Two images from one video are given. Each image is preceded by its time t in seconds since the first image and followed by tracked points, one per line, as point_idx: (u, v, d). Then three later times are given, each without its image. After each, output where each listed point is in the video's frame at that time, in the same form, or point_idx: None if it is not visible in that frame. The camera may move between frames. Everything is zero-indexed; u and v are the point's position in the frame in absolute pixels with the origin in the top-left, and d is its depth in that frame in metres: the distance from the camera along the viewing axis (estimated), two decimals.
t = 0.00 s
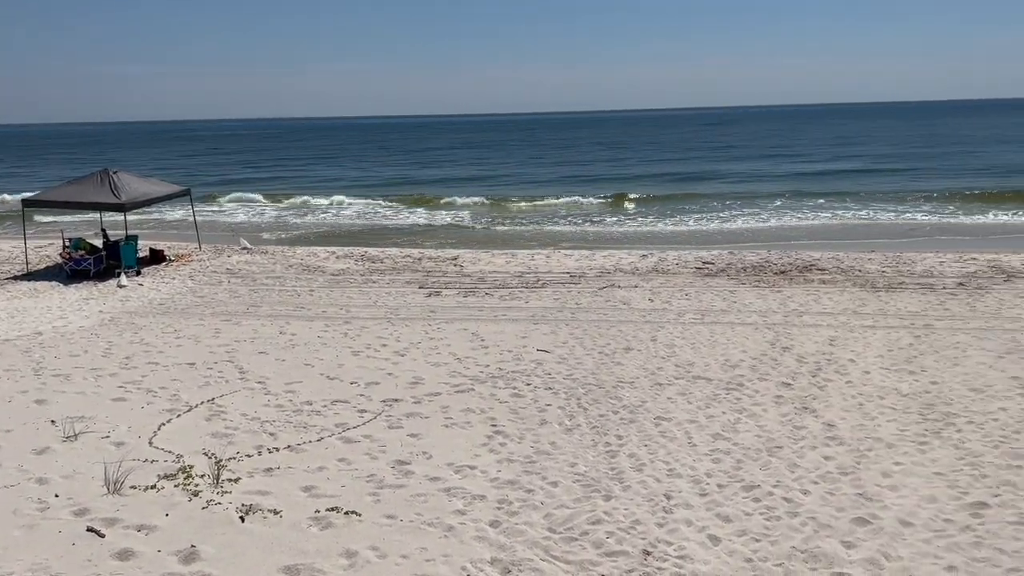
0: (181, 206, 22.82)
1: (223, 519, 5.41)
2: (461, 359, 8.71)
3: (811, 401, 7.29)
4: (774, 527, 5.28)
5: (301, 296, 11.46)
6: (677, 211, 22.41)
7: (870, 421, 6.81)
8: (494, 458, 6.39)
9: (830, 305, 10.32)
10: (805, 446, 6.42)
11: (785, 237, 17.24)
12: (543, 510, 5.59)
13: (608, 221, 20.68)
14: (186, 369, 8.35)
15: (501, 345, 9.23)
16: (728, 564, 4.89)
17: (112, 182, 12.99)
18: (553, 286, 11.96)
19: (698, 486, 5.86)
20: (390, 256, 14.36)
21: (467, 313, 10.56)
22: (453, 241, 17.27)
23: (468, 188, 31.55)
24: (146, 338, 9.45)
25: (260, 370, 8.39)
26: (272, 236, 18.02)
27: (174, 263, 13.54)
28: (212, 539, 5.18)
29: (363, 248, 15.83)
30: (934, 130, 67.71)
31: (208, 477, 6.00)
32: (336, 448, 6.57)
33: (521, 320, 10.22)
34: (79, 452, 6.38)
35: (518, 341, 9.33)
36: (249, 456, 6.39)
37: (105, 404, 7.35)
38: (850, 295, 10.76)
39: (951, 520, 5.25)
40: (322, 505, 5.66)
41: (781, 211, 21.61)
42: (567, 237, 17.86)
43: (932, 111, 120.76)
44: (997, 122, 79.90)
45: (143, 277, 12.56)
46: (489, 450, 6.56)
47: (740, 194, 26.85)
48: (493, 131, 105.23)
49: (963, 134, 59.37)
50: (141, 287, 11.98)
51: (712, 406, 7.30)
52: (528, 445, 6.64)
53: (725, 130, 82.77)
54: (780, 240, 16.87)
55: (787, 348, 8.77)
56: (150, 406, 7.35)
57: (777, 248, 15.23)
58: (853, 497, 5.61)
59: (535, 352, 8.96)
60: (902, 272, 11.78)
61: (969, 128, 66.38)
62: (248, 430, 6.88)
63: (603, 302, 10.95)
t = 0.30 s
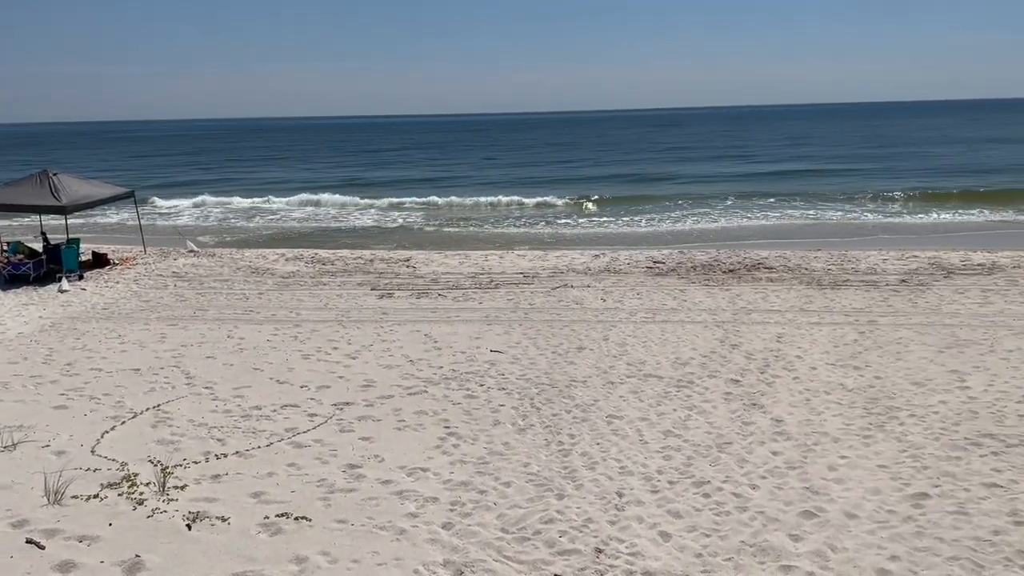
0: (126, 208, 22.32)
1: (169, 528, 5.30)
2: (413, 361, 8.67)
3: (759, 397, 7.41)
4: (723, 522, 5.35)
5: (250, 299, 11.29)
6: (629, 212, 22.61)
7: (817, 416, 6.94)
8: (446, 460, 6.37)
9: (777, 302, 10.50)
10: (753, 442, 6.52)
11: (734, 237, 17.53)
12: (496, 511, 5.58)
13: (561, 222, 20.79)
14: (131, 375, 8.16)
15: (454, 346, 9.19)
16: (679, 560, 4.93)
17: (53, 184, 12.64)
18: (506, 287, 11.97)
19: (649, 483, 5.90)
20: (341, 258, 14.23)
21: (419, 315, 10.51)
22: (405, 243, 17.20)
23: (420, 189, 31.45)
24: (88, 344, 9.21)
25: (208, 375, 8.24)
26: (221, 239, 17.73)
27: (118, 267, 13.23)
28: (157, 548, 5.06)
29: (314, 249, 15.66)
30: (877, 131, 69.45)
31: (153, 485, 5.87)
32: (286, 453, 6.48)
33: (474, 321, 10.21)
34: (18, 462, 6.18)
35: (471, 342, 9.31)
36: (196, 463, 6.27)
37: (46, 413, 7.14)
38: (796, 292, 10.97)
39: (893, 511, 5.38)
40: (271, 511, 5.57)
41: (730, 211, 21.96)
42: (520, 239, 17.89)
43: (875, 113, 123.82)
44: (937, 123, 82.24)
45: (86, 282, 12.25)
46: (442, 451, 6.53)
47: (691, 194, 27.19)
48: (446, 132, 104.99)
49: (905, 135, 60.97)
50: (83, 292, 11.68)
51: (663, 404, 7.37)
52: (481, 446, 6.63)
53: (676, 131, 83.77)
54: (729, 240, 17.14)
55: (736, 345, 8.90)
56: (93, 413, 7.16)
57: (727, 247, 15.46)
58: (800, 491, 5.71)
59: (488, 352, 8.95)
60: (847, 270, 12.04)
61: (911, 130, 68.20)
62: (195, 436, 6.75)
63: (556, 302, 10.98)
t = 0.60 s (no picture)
0: (67, 212, 21.75)
1: (111, 538, 5.17)
2: (364, 364, 8.59)
3: (708, 395, 7.51)
4: (673, 519, 5.40)
5: (197, 304, 11.09)
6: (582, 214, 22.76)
7: (763, 412, 7.06)
8: (397, 464, 6.33)
9: (726, 301, 10.66)
10: (702, 439, 6.60)
11: (684, 237, 17.75)
12: (447, 513, 5.56)
13: (513, 223, 20.82)
14: (72, 383, 7.95)
15: (405, 348, 9.14)
16: (629, 557, 4.97)
17: None
18: (458, 288, 11.94)
19: (600, 481, 5.94)
20: (290, 261, 14.06)
21: (370, 317, 10.43)
22: (356, 245, 17.06)
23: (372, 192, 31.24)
24: (27, 351, 8.95)
25: (153, 381, 8.06)
26: (166, 242, 17.39)
27: (59, 272, 12.88)
28: (100, 559, 4.94)
29: (262, 252, 15.45)
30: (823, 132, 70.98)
31: (95, 495, 5.72)
32: (234, 459, 6.37)
33: (426, 323, 10.16)
34: None
35: (423, 345, 9.26)
36: (140, 471, 6.13)
37: None
38: (744, 291, 11.14)
39: (837, 504, 5.49)
40: (218, 518, 5.48)
41: (680, 212, 22.23)
42: (473, 241, 17.88)
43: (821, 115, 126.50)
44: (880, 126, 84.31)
45: (24, 287, 11.91)
46: (393, 455, 6.48)
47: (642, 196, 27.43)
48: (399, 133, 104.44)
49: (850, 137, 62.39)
50: (22, 297, 11.35)
51: (614, 403, 7.43)
52: (432, 448, 6.60)
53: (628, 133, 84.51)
54: (679, 240, 17.35)
55: (685, 344, 9.01)
56: (32, 423, 6.95)
57: (676, 248, 15.65)
58: (747, 486, 5.80)
59: (440, 354, 8.92)
60: (793, 268, 12.27)
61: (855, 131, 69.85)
62: (139, 444, 6.60)
63: (508, 303, 10.99)
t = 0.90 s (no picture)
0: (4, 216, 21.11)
1: (50, 551, 5.03)
2: (314, 369, 8.49)
3: (657, 393, 7.58)
4: (622, 517, 5.44)
5: (141, 309, 10.85)
6: (533, 216, 22.82)
7: (712, 410, 7.16)
8: (347, 469, 6.26)
9: (675, 301, 10.78)
10: (652, 437, 6.67)
11: (634, 238, 17.93)
12: (398, 517, 5.52)
13: (465, 226, 20.80)
14: (10, 392, 7.71)
15: (356, 352, 9.06)
16: (579, 556, 5.00)
17: None
18: (409, 290, 11.88)
19: (551, 482, 5.96)
20: (238, 264, 13.84)
21: (320, 321, 10.31)
22: (305, 248, 16.88)
23: (322, 194, 30.96)
24: None
25: (94, 389, 7.86)
26: (108, 247, 16.99)
27: None
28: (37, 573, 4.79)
29: (209, 256, 15.19)
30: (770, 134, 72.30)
31: (33, 507, 5.56)
32: (179, 467, 6.25)
33: (377, 326, 10.08)
34: None
35: (374, 348, 9.19)
36: (81, 481, 5.97)
37: None
38: (693, 291, 11.28)
39: (782, 499, 5.59)
40: (162, 528, 5.36)
41: (631, 214, 22.44)
42: (425, 243, 17.81)
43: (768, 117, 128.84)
44: (826, 128, 86.20)
45: None
46: (343, 460, 6.42)
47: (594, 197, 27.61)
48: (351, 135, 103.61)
49: (796, 138, 63.62)
50: None
51: (565, 403, 7.46)
52: (383, 452, 6.55)
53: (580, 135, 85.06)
54: (629, 242, 17.51)
55: (635, 344, 9.09)
56: None
57: (627, 248, 15.78)
58: (695, 484, 5.87)
59: (391, 357, 8.86)
60: (740, 268, 12.47)
61: (801, 133, 71.27)
62: (80, 454, 6.43)
63: (459, 305, 10.96)
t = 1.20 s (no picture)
0: None
1: None
2: (263, 374, 8.36)
3: (609, 393, 7.63)
4: (574, 518, 5.46)
5: (83, 315, 10.57)
6: (487, 218, 22.84)
7: (663, 409, 7.23)
8: (297, 475, 6.18)
9: (627, 302, 10.86)
10: (604, 437, 6.71)
11: (586, 240, 18.05)
12: (349, 522, 5.47)
13: (417, 229, 20.73)
14: None
15: (306, 357, 8.95)
16: (531, 558, 5.00)
17: None
18: (361, 293, 11.79)
19: (503, 483, 5.96)
20: (184, 269, 13.59)
21: (269, 325, 10.17)
22: (254, 252, 16.65)
23: (272, 198, 30.56)
24: None
25: (34, 398, 7.64)
26: (49, 252, 16.54)
27: None
28: None
29: (154, 260, 14.89)
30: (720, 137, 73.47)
31: None
32: (123, 477, 6.10)
33: (327, 329, 9.98)
34: None
35: (324, 352, 9.09)
36: (19, 494, 5.79)
37: None
38: (644, 291, 11.39)
39: (732, 496, 5.67)
40: (105, 539, 5.23)
41: (583, 216, 22.59)
42: (378, 247, 17.69)
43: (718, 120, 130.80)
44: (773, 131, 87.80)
45: None
46: (293, 466, 6.33)
47: (547, 200, 27.72)
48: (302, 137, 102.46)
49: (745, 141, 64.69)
50: None
51: (518, 404, 7.46)
52: (333, 458, 6.47)
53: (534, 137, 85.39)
54: (581, 243, 17.63)
55: (587, 344, 9.14)
56: None
57: (579, 250, 15.88)
58: (647, 482, 5.92)
59: (342, 361, 8.77)
60: (690, 269, 12.63)
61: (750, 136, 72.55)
62: (19, 465, 6.24)
63: (412, 308, 10.90)
